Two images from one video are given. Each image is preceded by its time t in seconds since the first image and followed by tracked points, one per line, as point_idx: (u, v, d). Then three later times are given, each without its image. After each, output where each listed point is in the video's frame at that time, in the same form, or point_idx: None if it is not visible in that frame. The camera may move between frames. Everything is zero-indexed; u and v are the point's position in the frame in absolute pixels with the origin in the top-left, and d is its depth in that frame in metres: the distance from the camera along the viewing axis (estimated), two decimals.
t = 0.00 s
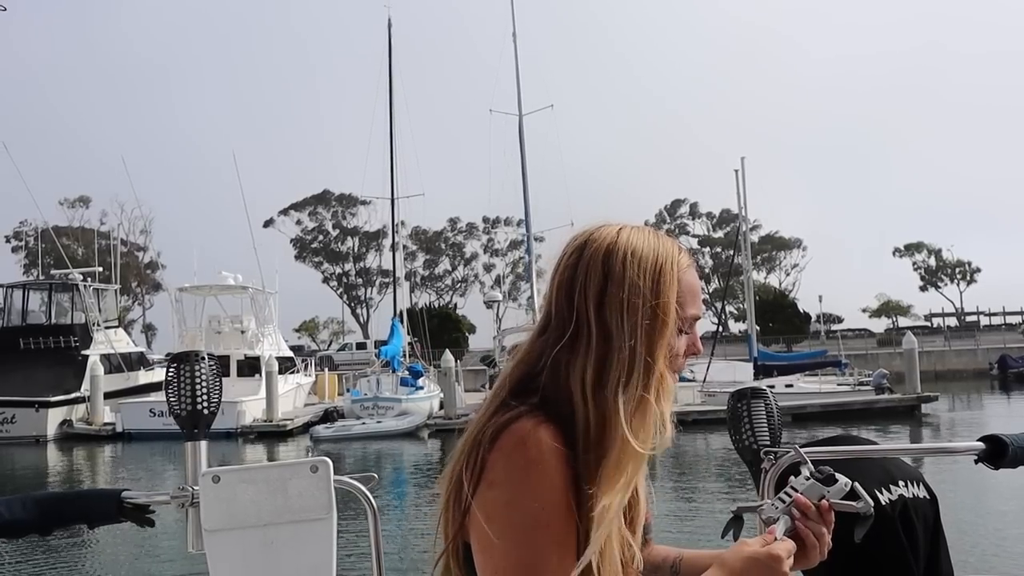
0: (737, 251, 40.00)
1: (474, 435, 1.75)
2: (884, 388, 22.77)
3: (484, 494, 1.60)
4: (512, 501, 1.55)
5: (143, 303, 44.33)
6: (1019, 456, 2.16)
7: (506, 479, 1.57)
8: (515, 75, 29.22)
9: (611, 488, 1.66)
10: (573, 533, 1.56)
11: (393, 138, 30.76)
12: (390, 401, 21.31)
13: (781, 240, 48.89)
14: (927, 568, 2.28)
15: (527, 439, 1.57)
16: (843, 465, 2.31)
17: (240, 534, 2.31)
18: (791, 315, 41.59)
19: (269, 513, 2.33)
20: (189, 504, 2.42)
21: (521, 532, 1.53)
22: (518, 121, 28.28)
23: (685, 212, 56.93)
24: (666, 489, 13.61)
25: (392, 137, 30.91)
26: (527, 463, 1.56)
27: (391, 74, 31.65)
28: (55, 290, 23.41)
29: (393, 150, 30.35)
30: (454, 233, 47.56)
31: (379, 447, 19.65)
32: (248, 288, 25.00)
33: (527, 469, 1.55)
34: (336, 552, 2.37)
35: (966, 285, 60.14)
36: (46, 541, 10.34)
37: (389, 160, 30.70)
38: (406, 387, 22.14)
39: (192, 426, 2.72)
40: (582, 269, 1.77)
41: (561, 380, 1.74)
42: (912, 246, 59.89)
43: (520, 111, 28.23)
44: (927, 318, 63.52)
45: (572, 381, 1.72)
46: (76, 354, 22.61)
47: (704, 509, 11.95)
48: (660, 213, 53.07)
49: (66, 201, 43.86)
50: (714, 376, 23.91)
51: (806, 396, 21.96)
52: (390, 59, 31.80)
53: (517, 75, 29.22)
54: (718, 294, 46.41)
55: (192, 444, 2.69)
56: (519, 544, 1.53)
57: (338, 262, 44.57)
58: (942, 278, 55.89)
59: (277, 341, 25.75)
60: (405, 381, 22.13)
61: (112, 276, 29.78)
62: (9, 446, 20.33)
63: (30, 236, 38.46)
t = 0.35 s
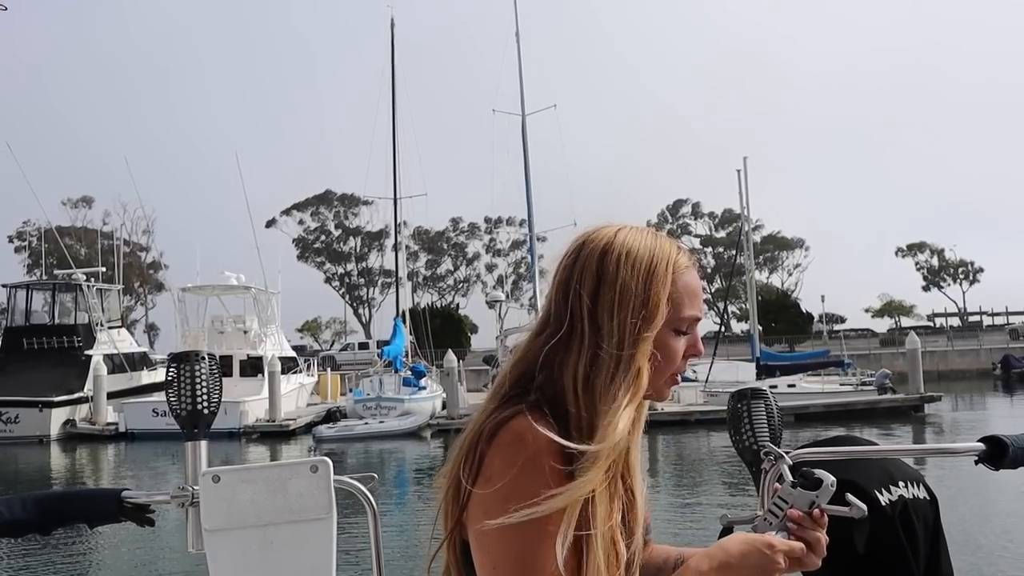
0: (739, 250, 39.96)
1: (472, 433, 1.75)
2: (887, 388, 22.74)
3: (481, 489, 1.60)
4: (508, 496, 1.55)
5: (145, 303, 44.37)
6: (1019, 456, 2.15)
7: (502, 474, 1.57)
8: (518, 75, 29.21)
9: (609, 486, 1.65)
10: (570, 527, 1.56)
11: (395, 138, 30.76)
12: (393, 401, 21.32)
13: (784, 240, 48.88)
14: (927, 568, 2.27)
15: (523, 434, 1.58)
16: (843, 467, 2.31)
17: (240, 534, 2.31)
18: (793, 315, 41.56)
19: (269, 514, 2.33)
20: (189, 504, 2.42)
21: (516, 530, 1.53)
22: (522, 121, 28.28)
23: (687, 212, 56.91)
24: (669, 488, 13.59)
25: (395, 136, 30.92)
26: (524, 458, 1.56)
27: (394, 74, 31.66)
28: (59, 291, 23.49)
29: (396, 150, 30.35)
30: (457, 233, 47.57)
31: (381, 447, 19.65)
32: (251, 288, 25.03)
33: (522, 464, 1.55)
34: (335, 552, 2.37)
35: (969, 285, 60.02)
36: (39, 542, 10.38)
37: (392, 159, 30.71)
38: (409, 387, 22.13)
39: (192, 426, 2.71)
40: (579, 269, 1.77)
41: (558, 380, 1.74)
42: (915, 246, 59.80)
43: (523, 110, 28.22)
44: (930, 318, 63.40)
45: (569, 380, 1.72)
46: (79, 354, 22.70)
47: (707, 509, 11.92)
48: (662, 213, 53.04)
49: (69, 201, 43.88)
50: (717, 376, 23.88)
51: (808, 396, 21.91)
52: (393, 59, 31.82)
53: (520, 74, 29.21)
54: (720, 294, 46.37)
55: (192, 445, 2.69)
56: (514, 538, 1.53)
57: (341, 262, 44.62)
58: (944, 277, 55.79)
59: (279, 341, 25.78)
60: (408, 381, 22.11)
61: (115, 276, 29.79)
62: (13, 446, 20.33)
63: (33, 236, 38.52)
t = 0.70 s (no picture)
0: (742, 250, 39.92)
1: (473, 431, 1.75)
2: (890, 387, 22.70)
3: (483, 486, 1.60)
4: (511, 493, 1.54)
5: (148, 303, 44.40)
6: (1020, 457, 2.15)
7: (504, 471, 1.56)
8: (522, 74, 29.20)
9: (611, 486, 1.65)
10: (574, 525, 1.55)
11: (398, 138, 30.76)
12: (396, 401, 21.32)
13: (787, 240, 48.80)
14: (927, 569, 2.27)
15: (525, 430, 1.58)
16: (843, 467, 2.30)
17: (240, 534, 2.31)
18: (796, 315, 41.49)
19: (269, 513, 2.33)
20: (189, 504, 2.42)
21: (520, 527, 1.53)
22: (525, 120, 28.27)
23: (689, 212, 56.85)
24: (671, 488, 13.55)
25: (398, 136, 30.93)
26: (526, 455, 1.55)
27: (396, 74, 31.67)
28: (63, 291, 23.56)
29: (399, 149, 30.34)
30: (459, 233, 47.58)
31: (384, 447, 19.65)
32: (254, 288, 25.06)
33: (525, 460, 1.55)
34: (335, 552, 2.37)
35: (972, 284, 59.88)
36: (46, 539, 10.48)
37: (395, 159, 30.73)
38: (412, 387, 22.13)
39: (193, 425, 2.72)
40: (578, 270, 1.77)
41: (558, 380, 1.74)
42: (918, 246, 59.71)
43: (527, 110, 28.21)
44: (932, 318, 63.31)
45: (570, 381, 1.71)
46: (83, 354, 22.74)
47: (710, 509, 11.88)
48: (665, 213, 52.99)
49: (72, 201, 43.95)
50: (720, 376, 23.85)
51: (811, 396, 21.88)
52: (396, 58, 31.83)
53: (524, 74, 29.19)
54: (723, 294, 46.32)
55: (193, 444, 2.70)
56: (517, 535, 1.53)
57: (343, 261, 44.66)
58: (948, 277, 55.68)
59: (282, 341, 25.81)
60: (411, 381, 22.11)
61: (118, 276, 29.83)
62: (16, 446, 20.37)
63: (36, 236, 38.61)
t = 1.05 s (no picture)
0: (745, 250, 39.86)
1: (474, 432, 1.75)
2: (893, 387, 22.66)
3: (486, 485, 1.59)
4: (515, 494, 1.54)
5: (150, 303, 44.43)
6: (1020, 457, 2.14)
7: (508, 471, 1.56)
8: (525, 74, 29.19)
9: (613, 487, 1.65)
10: (577, 524, 1.55)
11: (400, 138, 30.73)
12: (398, 401, 21.33)
13: (789, 240, 48.72)
14: (926, 569, 2.26)
15: (528, 428, 1.58)
16: (840, 469, 2.29)
17: (240, 534, 2.31)
18: (799, 314, 41.41)
19: (269, 513, 2.33)
20: (189, 503, 2.42)
21: (523, 528, 1.53)
22: (529, 120, 28.27)
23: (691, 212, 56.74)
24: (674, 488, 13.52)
25: (401, 135, 30.92)
26: (528, 455, 1.55)
27: (398, 74, 31.64)
28: (65, 291, 23.63)
29: (400, 149, 30.31)
30: (461, 233, 47.54)
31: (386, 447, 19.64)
32: (257, 288, 25.07)
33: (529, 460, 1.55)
34: (335, 553, 2.37)
35: (975, 284, 59.78)
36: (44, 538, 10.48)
37: (398, 158, 30.71)
38: (415, 387, 22.13)
39: (193, 425, 2.72)
40: (579, 271, 1.76)
41: (559, 379, 1.74)
42: (920, 245, 59.58)
43: (529, 109, 28.16)
44: (935, 318, 63.19)
45: (571, 383, 1.71)
46: (86, 354, 22.81)
47: (712, 509, 11.85)
48: (667, 213, 52.92)
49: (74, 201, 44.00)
50: (722, 376, 23.82)
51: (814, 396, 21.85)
52: (398, 57, 31.80)
53: (527, 74, 29.17)
54: (725, 294, 46.25)
55: (192, 444, 2.70)
56: (522, 535, 1.53)
57: (345, 261, 44.65)
58: (951, 277, 55.57)
59: (285, 341, 25.83)
60: (414, 381, 22.10)
61: (121, 276, 29.83)
62: (19, 446, 20.38)
63: (39, 236, 38.65)
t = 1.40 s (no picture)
0: (747, 250, 39.80)
1: (476, 430, 1.74)
2: (896, 387, 22.64)
3: (485, 485, 1.59)
4: (512, 494, 1.54)
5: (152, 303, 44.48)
6: (1020, 457, 2.13)
7: (507, 470, 1.56)
8: (528, 73, 29.16)
9: (614, 487, 1.64)
10: (574, 526, 1.54)
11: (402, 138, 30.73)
12: (401, 401, 21.34)
13: (792, 239, 48.65)
14: (926, 569, 2.26)
15: (528, 429, 1.57)
16: (839, 468, 2.29)
17: (240, 534, 2.31)
18: (801, 314, 41.35)
19: (268, 513, 2.33)
20: (189, 503, 2.42)
21: (523, 529, 1.52)
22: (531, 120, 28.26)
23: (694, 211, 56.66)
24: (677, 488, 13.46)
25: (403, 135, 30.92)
26: (528, 453, 1.55)
27: (400, 73, 31.65)
28: (69, 291, 23.70)
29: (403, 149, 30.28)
30: (463, 232, 47.51)
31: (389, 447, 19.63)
32: (259, 288, 25.09)
33: (530, 460, 1.54)
34: (335, 552, 2.36)
35: (978, 283, 59.73)
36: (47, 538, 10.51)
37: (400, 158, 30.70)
38: (417, 387, 22.14)
39: (192, 425, 2.72)
40: (584, 271, 1.76)
41: (562, 376, 1.74)
42: (923, 245, 59.50)
43: (532, 109, 28.14)
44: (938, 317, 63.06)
45: (575, 380, 1.70)
46: (89, 354, 22.89)
47: (715, 509, 11.82)
48: (669, 212, 52.85)
49: (77, 201, 44.05)
50: (725, 376, 23.78)
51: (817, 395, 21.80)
52: (400, 57, 31.78)
53: (530, 73, 29.15)
54: (728, 294, 46.20)
55: (192, 444, 2.69)
56: (521, 537, 1.52)
57: (347, 261, 44.65)
58: (953, 276, 55.51)
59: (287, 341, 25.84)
60: (416, 381, 22.11)
61: (123, 276, 29.86)
62: (23, 446, 20.41)
63: (42, 236, 38.71)
